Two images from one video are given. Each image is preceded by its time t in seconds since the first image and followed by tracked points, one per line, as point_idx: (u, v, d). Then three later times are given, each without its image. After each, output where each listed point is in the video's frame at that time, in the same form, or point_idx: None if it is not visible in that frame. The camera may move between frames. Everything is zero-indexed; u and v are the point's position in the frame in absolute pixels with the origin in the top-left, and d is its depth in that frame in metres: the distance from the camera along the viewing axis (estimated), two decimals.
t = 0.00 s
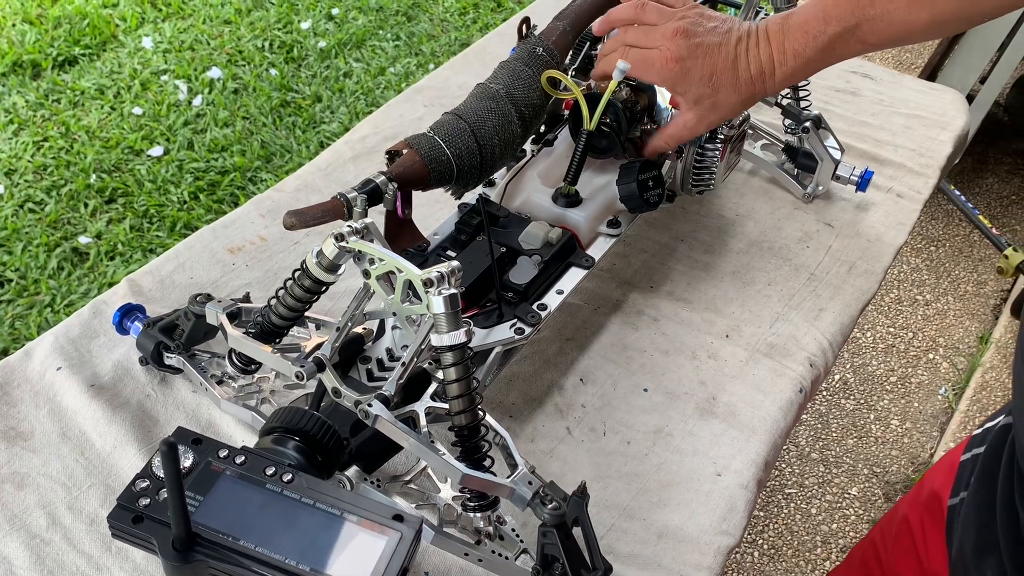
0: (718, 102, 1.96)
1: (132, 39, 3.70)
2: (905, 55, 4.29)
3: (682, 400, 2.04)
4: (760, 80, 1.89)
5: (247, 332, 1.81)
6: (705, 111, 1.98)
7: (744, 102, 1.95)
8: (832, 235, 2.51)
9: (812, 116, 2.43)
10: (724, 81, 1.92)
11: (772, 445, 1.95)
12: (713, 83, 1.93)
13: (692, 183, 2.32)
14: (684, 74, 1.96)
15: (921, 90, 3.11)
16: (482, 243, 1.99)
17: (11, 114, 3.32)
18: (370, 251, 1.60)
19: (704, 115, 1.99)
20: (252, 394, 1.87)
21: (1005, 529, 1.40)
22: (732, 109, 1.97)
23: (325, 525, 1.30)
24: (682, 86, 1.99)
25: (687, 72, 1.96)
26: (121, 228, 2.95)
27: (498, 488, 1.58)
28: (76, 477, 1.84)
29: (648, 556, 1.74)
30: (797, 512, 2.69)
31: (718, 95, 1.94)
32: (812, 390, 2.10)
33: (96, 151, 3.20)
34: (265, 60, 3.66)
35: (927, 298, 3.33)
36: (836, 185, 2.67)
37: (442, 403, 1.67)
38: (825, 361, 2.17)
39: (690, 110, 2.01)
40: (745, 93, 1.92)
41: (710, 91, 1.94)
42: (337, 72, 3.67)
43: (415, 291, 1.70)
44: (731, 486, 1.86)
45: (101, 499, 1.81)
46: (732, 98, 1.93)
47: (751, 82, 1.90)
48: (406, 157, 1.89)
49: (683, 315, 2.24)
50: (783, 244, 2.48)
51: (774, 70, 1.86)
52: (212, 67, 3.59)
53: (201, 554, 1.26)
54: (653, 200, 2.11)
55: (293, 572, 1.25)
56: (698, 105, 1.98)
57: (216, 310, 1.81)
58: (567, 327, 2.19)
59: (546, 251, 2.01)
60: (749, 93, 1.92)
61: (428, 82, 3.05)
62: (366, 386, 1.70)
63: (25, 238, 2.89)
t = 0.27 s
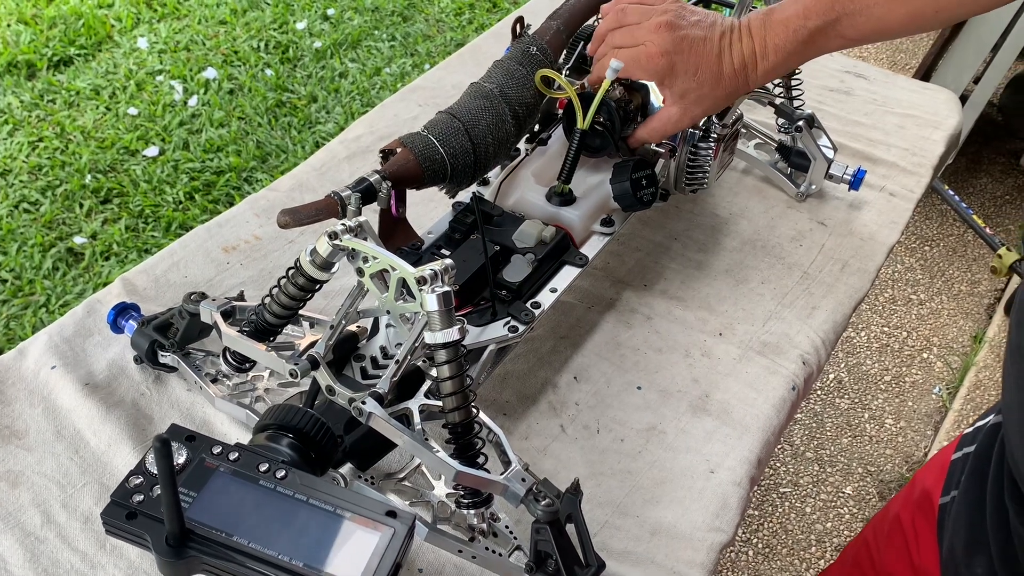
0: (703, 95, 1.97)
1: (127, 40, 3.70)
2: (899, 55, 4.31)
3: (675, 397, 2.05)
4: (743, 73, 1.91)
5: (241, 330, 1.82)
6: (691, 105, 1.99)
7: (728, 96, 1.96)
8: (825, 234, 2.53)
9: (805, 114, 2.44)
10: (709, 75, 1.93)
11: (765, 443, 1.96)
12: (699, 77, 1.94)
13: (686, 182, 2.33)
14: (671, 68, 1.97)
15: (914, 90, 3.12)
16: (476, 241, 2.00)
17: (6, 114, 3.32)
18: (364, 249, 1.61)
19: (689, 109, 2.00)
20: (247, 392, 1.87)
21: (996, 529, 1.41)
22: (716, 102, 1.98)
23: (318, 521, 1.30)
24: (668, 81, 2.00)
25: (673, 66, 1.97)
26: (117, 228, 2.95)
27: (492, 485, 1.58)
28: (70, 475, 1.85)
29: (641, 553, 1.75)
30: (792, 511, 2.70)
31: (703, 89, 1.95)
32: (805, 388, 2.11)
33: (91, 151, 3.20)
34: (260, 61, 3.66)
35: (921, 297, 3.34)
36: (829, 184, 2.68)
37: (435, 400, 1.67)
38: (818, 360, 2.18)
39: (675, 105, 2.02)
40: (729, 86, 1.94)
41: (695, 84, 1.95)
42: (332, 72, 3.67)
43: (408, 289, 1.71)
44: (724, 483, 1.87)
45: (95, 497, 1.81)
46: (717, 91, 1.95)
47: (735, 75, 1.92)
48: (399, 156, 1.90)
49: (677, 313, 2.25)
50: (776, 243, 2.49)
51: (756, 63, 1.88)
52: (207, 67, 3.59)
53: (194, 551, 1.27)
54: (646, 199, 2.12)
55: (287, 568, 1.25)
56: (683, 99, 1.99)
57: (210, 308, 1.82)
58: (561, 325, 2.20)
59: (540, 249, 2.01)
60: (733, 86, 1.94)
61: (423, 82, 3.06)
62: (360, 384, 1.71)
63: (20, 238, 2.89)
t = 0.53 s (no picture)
0: (699, 93, 1.96)
1: (124, 36, 3.69)
2: (896, 54, 4.32)
3: (671, 394, 2.05)
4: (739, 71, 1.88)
5: (238, 325, 1.82)
6: (686, 102, 1.99)
7: (725, 95, 1.94)
8: (822, 231, 2.53)
9: (801, 112, 2.44)
10: (704, 73, 1.92)
11: (761, 439, 1.96)
12: (694, 75, 1.94)
13: (683, 179, 2.33)
14: (666, 65, 1.98)
15: (911, 87, 3.13)
16: (473, 237, 2.00)
17: (2, 110, 3.31)
18: (361, 244, 1.61)
19: (685, 106, 2.00)
20: (243, 388, 1.87)
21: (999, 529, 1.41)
22: (714, 101, 1.96)
23: (315, 516, 1.30)
24: (665, 77, 2.01)
25: (669, 63, 1.98)
26: (113, 225, 2.95)
27: (488, 480, 1.59)
28: (66, 470, 1.84)
29: (637, 548, 1.75)
30: (789, 508, 2.71)
31: (698, 87, 1.95)
32: (801, 384, 2.11)
33: (88, 147, 3.19)
34: (257, 57, 3.66)
35: (918, 295, 3.35)
36: (826, 181, 2.68)
37: (432, 396, 1.67)
38: (814, 356, 2.18)
39: (672, 102, 2.03)
40: (726, 85, 1.92)
41: (691, 82, 1.95)
42: (330, 69, 3.67)
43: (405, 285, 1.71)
44: (720, 479, 1.87)
45: (91, 492, 1.81)
46: (713, 89, 1.93)
47: (732, 74, 1.89)
48: (396, 152, 1.90)
49: (673, 310, 2.26)
50: (773, 240, 2.49)
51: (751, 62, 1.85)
52: (204, 64, 3.58)
53: (190, 545, 1.27)
54: (643, 195, 2.13)
55: (282, 562, 1.25)
56: (679, 96, 2.00)
57: (206, 304, 1.82)
58: (558, 322, 2.20)
59: (537, 245, 2.01)
60: (730, 85, 1.91)
61: (420, 78, 3.06)
62: (357, 379, 1.71)
63: (16, 234, 2.89)
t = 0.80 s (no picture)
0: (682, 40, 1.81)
1: (124, 31, 3.69)
2: (897, 50, 4.31)
3: (672, 387, 2.05)
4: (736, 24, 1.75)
5: (239, 317, 1.82)
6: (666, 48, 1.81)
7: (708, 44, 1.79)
8: (823, 226, 2.53)
9: (803, 107, 2.43)
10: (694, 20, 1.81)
11: (761, 432, 1.97)
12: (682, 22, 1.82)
13: (684, 173, 2.33)
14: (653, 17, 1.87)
15: (912, 83, 3.13)
16: (474, 230, 2.00)
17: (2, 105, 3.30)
18: (362, 237, 1.61)
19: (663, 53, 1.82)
20: (245, 379, 1.87)
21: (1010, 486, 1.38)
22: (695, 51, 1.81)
23: (316, 505, 1.30)
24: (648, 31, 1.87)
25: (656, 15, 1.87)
26: (113, 219, 2.95)
27: (489, 472, 1.59)
28: (67, 462, 1.84)
29: (638, 541, 1.75)
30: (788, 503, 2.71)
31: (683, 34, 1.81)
32: (802, 378, 2.11)
33: (87, 142, 3.19)
34: (257, 52, 3.65)
35: (917, 291, 3.35)
36: (827, 176, 2.68)
37: (433, 388, 1.67)
38: (814, 351, 2.18)
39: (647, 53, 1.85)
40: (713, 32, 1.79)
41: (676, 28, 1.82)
42: (330, 64, 3.66)
43: (406, 277, 1.71)
44: (720, 472, 1.88)
45: (92, 484, 1.81)
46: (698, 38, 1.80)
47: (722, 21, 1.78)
48: (397, 144, 1.90)
49: (674, 304, 2.26)
50: (774, 235, 2.49)
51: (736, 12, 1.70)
52: (204, 59, 3.58)
53: (192, 535, 1.27)
54: (644, 189, 2.13)
55: (285, 552, 1.25)
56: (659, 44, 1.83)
57: (207, 296, 1.82)
58: (559, 315, 2.20)
59: (538, 239, 2.01)
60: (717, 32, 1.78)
61: (420, 72, 3.05)
62: (358, 371, 1.71)
63: (16, 228, 2.88)
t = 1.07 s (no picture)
0: None
1: (122, 27, 3.68)
2: (896, 47, 4.31)
3: (670, 384, 2.05)
4: None
5: (237, 314, 1.82)
6: None
7: None
8: (821, 223, 2.53)
9: (801, 103, 2.41)
10: None
11: (760, 430, 1.97)
12: None
13: (682, 170, 2.33)
14: None
15: (911, 80, 3.12)
16: (472, 228, 2.00)
17: None
18: (360, 234, 1.60)
19: None
20: (242, 376, 1.86)
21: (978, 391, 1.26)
22: None
23: (314, 503, 1.31)
24: None
25: None
26: (112, 216, 2.94)
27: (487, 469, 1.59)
28: (65, 459, 1.84)
29: (636, 539, 1.75)
30: (786, 500, 2.71)
31: None
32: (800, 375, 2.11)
33: (86, 139, 3.18)
34: (256, 49, 3.64)
35: (917, 288, 3.35)
36: (825, 173, 2.68)
37: (431, 385, 1.67)
38: (813, 348, 2.18)
39: None
40: None
41: None
42: (328, 61, 3.66)
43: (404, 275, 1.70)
44: (718, 470, 1.88)
45: (90, 481, 1.81)
46: None
47: None
48: (395, 141, 1.89)
49: (672, 301, 2.26)
50: (772, 232, 2.49)
51: None
52: (203, 55, 3.57)
53: (189, 532, 1.27)
54: (643, 186, 2.12)
55: (282, 549, 1.25)
56: None
57: (205, 293, 1.81)
58: (557, 312, 2.20)
59: (536, 236, 2.01)
60: None
61: (419, 69, 3.05)
62: (356, 369, 1.71)
63: (14, 225, 2.88)
